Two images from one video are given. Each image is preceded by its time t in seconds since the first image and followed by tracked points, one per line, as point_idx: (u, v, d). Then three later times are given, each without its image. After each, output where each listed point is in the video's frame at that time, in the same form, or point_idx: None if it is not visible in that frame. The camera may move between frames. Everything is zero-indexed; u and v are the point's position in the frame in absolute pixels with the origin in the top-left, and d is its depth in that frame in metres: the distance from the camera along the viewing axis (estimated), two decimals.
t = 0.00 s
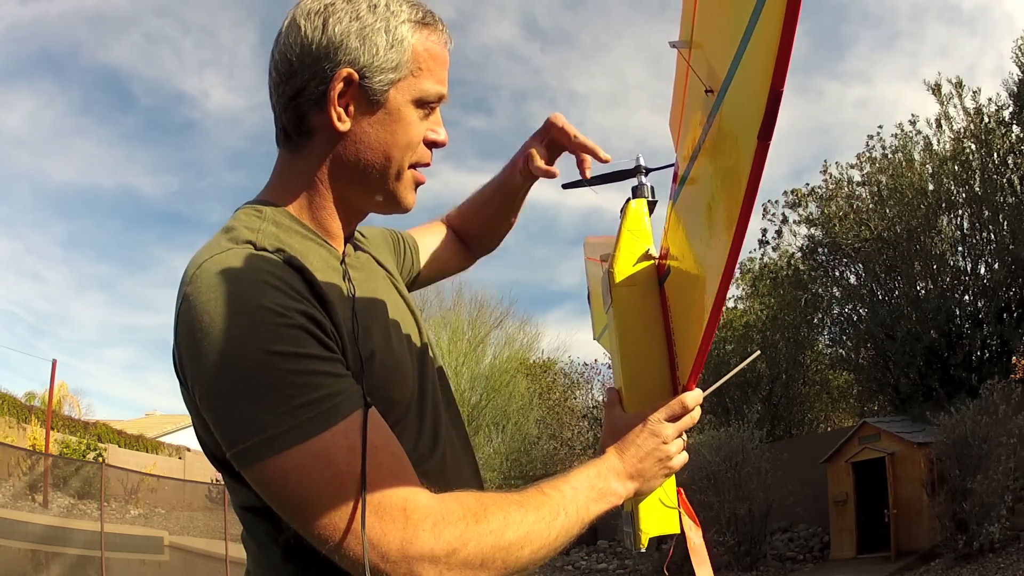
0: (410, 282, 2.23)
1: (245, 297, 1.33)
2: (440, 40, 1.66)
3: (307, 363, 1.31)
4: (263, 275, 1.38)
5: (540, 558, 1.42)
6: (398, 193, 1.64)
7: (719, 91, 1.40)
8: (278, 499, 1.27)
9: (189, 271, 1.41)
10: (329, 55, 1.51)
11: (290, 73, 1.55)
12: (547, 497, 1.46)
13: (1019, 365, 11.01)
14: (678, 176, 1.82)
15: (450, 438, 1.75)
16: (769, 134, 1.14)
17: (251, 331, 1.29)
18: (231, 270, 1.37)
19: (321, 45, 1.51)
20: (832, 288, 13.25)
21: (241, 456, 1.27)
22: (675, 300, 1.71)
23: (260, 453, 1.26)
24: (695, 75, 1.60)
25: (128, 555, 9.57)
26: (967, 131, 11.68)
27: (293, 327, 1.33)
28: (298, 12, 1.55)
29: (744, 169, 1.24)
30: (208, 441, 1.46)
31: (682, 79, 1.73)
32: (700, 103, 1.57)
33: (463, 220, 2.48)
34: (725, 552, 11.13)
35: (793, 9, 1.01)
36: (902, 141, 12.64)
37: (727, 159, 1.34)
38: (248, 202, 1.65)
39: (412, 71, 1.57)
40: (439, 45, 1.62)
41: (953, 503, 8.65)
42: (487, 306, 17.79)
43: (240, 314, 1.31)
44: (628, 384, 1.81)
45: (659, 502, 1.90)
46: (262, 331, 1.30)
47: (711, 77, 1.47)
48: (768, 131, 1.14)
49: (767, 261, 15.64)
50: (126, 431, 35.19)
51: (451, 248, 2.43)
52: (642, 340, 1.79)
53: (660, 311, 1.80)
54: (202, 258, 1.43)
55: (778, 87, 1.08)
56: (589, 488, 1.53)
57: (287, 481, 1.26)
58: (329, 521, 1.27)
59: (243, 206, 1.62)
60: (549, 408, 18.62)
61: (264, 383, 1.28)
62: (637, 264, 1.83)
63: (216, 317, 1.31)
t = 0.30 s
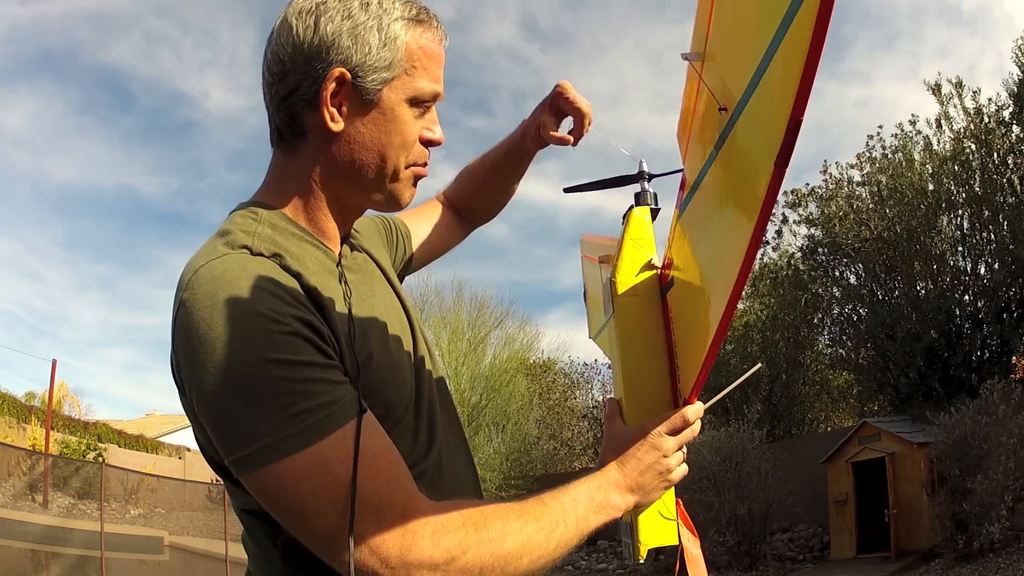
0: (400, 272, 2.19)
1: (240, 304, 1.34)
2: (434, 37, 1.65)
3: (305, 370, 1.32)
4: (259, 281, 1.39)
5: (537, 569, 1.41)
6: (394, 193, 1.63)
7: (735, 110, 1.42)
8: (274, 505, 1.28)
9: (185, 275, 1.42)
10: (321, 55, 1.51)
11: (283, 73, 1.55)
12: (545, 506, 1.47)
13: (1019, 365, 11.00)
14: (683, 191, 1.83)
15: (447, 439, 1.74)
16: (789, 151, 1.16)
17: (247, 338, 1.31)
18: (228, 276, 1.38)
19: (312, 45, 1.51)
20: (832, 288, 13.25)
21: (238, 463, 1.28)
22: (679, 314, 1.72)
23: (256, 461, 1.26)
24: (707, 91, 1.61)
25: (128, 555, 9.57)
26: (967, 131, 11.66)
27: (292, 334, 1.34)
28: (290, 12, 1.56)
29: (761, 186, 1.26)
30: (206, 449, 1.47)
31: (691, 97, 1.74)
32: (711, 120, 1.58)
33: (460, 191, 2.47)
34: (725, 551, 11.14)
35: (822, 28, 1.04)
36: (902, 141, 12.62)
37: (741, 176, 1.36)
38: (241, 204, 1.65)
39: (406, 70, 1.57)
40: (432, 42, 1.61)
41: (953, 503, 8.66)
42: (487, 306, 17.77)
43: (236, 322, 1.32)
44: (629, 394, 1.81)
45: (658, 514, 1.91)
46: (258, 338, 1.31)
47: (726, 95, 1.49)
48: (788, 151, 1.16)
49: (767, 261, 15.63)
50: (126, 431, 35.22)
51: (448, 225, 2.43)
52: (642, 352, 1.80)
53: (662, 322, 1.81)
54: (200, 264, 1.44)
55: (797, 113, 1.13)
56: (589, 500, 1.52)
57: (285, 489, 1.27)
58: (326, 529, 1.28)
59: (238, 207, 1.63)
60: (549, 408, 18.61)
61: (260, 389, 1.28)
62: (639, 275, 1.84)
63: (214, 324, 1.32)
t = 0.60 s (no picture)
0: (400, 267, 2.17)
1: (237, 310, 1.34)
2: (435, 36, 1.65)
3: (302, 376, 1.32)
4: (256, 286, 1.40)
5: None
6: (395, 192, 1.63)
7: (732, 122, 1.43)
8: (270, 509, 1.29)
9: (184, 278, 1.43)
10: (324, 54, 1.51)
11: (284, 73, 1.55)
12: (542, 515, 1.46)
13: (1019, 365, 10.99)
14: (672, 203, 1.83)
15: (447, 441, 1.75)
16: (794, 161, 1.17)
17: (244, 344, 1.31)
18: (225, 280, 1.39)
19: (315, 44, 1.51)
20: (832, 288, 13.25)
21: (235, 469, 1.28)
22: (670, 325, 1.73)
23: (252, 467, 1.27)
24: (700, 103, 1.62)
25: (128, 555, 9.57)
26: (967, 131, 11.65)
27: (288, 340, 1.35)
28: (291, 11, 1.56)
29: (759, 202, 1.28)
30: (204, 452, 1.47)
31: (682, 109, 1.74)
32: (703, 132, 1.59)
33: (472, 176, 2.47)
34: (725, 551, 11.14)
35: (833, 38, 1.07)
36: (902, 141, 12.60)
37: (738, 190, 1.38)
38: (239, 205, 1.65)
39: (408, 68, 1.57)
40: (434, 41, 1.61)
41: (953, 503, 8.66)
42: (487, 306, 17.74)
43: (234, 327, 1.33)
44: (618, 403, 1.80)
45: (652, 522, 1.93)
46: (254, 343, 1.31)
47: (721, 107, 1.50)
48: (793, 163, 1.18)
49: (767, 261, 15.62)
50: (126, 431, 35.21)
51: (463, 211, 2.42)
52: (630, 362, 1.81)
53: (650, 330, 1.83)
54: (199, 266, 1.45)
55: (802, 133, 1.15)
56: (584, 510, 1.51)
57: (278, 494, 1.27)
58: (321, 534, 1.28)
59: (236, 209, 1.63)
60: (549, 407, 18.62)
61: (254, 392, 1.29)
62: (623, 285, 1.85)
63: (210, 329, 1.33)
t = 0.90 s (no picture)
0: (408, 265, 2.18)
1: (237, 310, 1.35)
2: (440, 33, 1.65)
3: (303, 376, 1.33)
4: (257, 285, 1.40)
5: None
6: (402, 190, 1.63)
7: (761, 137, 1.45)
8: (267, 507, 1.30)
9: (186, 277, 1.44)
10: (328, 53, 1.51)
11: (288, 72, 1.56)
12: (541, 518, 1.45)
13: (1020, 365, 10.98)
14: (686, 209, 1.80)
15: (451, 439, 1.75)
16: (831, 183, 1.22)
17: (242, 343, 1.32)
18: (227, 279, 1.39)
19: (319, 44, 1.51)
20: (832, 288, 13.25)
21: (236, 467, 1.29)
22: (677, 333, 1.74)
23: (250, 465, 1.28)
24: (723, 109, 1.61)
25: (128, 555, 9.58)
26: (967, 131, 11.63)
27: (284, 338, 1.35)
28: (295, 8, 1.56)
29: (785, 228, 1.32)
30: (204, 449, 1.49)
31: (701, 114, 1.73)
32: (724, 145, 1.60)
33: (476, 172, 2.47)
34: (725, 552, 11.15)
35: (886, 68, 1.11)
36: (902, 141, 12.58)
37: (762, 209, 1.41)
38: (245, 204, 1.65)
39: (413, 67, 1.57)
40: (439, 38, 1.61)
41: (953, 503, 8.67)
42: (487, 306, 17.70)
43: (233, 326, 1.33)
44: (619, 407, 1.79)
45: (651, 526, 1.94)
46: (248, 342, 1.32)
47: (750, 120, 1.51)
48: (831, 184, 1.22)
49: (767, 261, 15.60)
50: (126, 431, 35.24)
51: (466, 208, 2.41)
52: (635, 364, 1.80)
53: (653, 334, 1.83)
54: (201, 265, 1.45)
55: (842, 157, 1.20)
56: (586, 515, 1.48)
57: (276, 493, 1.28)
58: (320, 533, 1.29)
59: (240, 208, 1.63)
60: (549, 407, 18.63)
61: (260, 393, 1.29)
62: (629, 286, 1.85)
63: (214, 329, 1.33)
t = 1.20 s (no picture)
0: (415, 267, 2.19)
1: (236, 311, 1.35)
2: (442, 32, 1.65)
3: (301, 377, 1.34)
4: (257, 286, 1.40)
5: None
6: (405, 189, 1.63)
7: (746, 138, 1.44)
8: (264, 508, 1.30)
9: (188, 277, 1.44)
10: (330, 53, 1.51)
11: (291, 73, 1.56)
12: (540, 521, 1.45)
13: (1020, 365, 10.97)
14: (672, 210, 1.78)
15: (453, 440, 1.75)
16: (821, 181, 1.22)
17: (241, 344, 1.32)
18: (226, 282, 1.39)
19: (321, 44, 1.51)
20: (832, 287, 13.25)
21: (234, 466, 1.30)
22: (668, 335, 1.73)
23: (249, 465, 1.28)
24: (707, 109, 1.59)
25: (128, 555, 9.58)
26: (968, 131, 11.61)
27: (284, 340, 1.35)
28: (297, 10, 1.56)
29: (771, 228, 1.33)
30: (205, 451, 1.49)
31: (683, 115, 1.72)
32: (707, 144, 1.60)
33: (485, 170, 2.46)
34: (725, 552, 11.15)
35: (871, 66, 1.11)
36: (902, 141, 12.57)
37: (748, 210, 1.42)
38: (250, 205, 1.66)
39: (416, 65, 1.57)
40: (441, 37, 1.61)
41: (953, 503, 8.67)
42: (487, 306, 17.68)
43: (232, 326, 1.33)
44: (618, 412, 1.79)
45: (651, 530, 1.94)
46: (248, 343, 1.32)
47: (733, 120, 1.50)
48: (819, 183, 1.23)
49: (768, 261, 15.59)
50: (126, 431, 35.23)
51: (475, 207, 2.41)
52: (632, 369, 1.80)
53: (645, 336, 1.83)
54: (202, 266, 1.45)
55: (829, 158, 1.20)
56: (583, 519, 1.48)
57: (272, 495, 1.28)
58: (315, 535, 1.29)
59: (244, 210, 1.64)
60: (549, 407, 18.63)
61: (256, 394, 1.30)
62: (619, 288, 1.84)
63: (212, 330, 1.33)
